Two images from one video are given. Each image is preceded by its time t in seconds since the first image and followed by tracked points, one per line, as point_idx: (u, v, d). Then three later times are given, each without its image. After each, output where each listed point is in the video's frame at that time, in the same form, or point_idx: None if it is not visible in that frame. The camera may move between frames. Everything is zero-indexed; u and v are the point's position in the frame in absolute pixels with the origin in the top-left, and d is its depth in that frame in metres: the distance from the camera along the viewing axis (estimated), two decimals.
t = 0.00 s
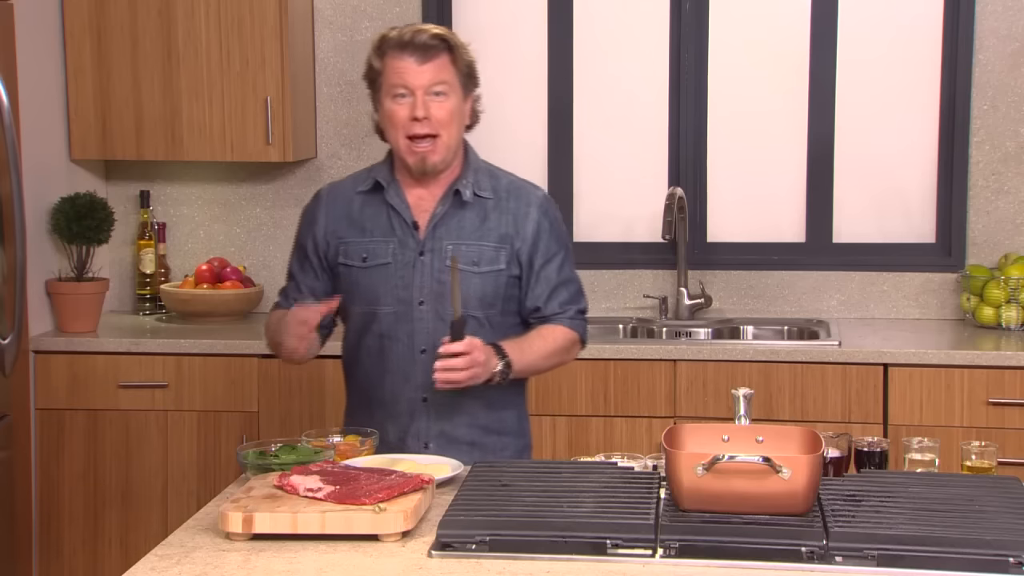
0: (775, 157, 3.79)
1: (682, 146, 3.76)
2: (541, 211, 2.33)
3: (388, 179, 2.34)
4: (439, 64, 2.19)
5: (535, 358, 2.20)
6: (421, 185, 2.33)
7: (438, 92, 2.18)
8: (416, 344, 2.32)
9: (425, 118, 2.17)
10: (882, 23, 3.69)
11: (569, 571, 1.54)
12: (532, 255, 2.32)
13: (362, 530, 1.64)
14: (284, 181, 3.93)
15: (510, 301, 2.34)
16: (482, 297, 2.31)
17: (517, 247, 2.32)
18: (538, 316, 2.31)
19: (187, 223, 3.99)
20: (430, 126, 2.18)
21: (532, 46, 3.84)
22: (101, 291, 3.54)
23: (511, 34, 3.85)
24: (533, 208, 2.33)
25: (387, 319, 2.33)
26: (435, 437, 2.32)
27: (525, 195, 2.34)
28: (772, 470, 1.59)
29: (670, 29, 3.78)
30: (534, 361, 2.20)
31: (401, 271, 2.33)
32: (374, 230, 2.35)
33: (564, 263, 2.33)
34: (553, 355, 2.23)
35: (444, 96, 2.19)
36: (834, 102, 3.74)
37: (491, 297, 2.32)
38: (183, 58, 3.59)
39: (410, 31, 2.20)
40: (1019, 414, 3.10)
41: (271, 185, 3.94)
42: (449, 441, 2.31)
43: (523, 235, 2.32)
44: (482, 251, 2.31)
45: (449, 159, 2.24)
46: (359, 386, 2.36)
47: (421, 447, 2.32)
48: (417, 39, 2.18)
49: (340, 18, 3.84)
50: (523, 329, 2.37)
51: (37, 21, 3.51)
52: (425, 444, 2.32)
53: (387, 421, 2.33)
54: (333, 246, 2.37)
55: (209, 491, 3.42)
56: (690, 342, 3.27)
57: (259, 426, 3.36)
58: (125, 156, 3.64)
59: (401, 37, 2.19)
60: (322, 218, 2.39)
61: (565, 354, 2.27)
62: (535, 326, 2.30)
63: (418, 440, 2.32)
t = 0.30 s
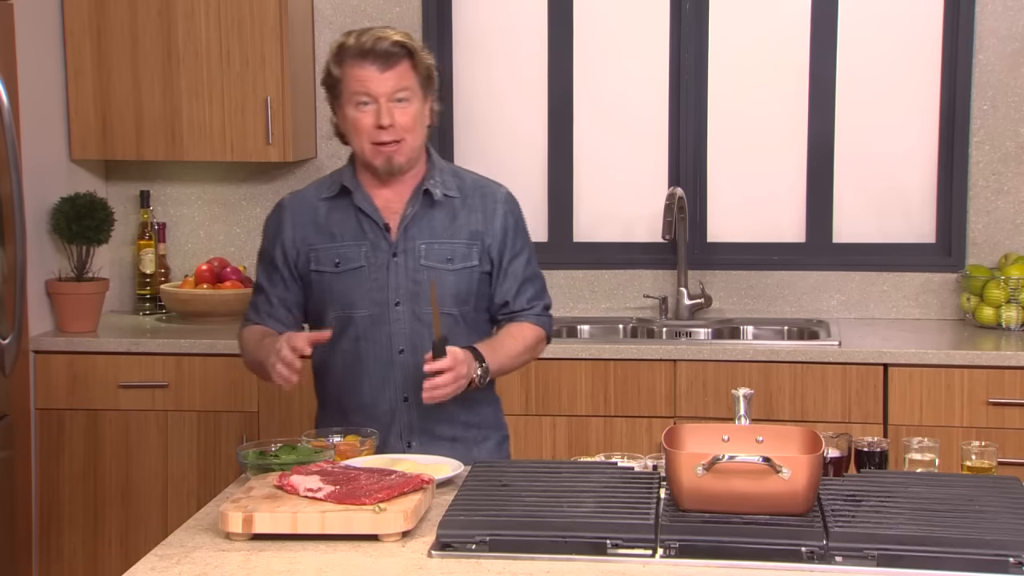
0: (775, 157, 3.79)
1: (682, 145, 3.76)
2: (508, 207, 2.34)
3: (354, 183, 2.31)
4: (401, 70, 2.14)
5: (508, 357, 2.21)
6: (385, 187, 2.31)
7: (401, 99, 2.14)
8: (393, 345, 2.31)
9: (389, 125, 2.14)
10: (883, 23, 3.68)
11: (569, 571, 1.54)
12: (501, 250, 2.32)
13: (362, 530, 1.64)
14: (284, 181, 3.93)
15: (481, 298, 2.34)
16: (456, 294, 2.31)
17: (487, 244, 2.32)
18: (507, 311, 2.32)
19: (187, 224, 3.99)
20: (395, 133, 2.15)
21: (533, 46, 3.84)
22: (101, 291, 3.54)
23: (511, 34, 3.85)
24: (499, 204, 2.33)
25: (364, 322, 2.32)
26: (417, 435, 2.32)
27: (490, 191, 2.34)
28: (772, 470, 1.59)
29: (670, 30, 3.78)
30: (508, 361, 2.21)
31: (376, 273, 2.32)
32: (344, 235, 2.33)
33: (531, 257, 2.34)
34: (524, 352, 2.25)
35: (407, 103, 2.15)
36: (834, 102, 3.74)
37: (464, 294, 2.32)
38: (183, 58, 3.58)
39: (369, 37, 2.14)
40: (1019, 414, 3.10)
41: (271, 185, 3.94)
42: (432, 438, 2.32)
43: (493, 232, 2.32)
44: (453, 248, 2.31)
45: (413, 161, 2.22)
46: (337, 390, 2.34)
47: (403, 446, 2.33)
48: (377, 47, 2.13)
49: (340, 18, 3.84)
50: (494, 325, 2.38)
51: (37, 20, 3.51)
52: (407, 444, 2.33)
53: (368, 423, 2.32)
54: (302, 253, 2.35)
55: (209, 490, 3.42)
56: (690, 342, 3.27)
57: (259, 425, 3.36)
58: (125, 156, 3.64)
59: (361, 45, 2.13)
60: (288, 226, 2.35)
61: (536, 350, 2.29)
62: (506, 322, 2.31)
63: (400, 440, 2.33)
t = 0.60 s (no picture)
0: (775, 157, 3.79)
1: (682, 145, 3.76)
2: (495, 201, 2.34)
3: (337, 186, 2.31)
4: (369, 108, 2.08)
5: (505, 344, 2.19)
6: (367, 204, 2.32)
7: (371, 135, 2.10)
8: (384, 343, 2.31)
9: (361, 163, 2.12)
10: (883, 22, 3.68)
11: (569, 571, 1.54)
12: (490, 244, 2.32)
13: (362, 530, 1.64)
14: (284, 181, 3.93)
15: (472, 292, 2.34)
16: (445, 289, 2.31)
17: (475, 238, 2.32)
18: (500, 304, 2.31)
19: (187, 224, 3.99)
20: (367, 167, 2.13)
21: (533, 46, 3.84)
22: (101, 291, 3.54)
23: (511, 34, 3.85)
24: (486, 198, 2.33)
25: (353, 321, 2.31)
26: (410, 433, 2.33)
27: (476, 186, 2.34)
28: (772, 470, 1.59)
29: (670, 30, 3.78)
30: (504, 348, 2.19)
31: (363, 271, 2.31)
32: (331, 235, 2.33)
33: (521, 249, 2.34)
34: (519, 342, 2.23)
35: (378, 136, 2.11)
36: (834, 102, 3.74)
37: (453, 290, 2.32)
38: (183, 58, 3.58)
39: (336, 75, 2.07)
40: (1019, 414, 3.10)
41: (271, 185, 3.94)
42: (425, 436, 2.32)
43: (480, 226, 2.32)
44: (441, 243, 2.32)
45: (390, 180, 2.21)
46: (329, 390, 2.35)
47: (397, 445, 2.33)
48: (343, 86, 2.07)
49: (340, 18, 3.84)
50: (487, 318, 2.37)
51: (37, 19, 3.51)
52: (401, 442, 2.34)
53: (361, 422, 2.33)
54: (291, 255, 2.36)
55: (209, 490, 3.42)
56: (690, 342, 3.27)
57: (259, 425, 3.36)
58: (125, 156, 3.64)
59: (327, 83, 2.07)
60: (277, 230, 2.37)
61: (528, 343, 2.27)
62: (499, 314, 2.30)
63: (394, 438, 2.33)
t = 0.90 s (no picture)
0: (775, 157, 3.79)
1: (682, 145, 3.77)
2: (491, 205, 2.33)
3: (334, 188, 2.32)
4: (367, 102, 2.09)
5: (495, 356, 2.20)
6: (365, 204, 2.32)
7: (369, 131, 2.11)
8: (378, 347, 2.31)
9: (358, 162, 2.12)
10: (882, 22, 3.68)
11: (569, 571, 1.54)
12: (485, 248, 2.32)
13: (362, 530, 1.64)
14: (284, 181, 3.93)
15: (467, 296, 2.35)
16: (439, 294, 2.32)
17: (470, 242, 2.32)
18: (495, 308, 2.32)
19: (187, 223, 3.99)
20: (365, 165, 2.13)
21: (533, 46, 3.85)
22: (101, 291, 3.54)
23: (511, 34, 3.85)
24: (482, 202, 2.33)
25: (347, 324, 2.32)
26: (403, 436, 2.32)
27: (473, 189, 2.33)
28: (772, 470, 1.59)
29: (670, 29, 3.78)
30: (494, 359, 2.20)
31: (358, 275, 2.32)
32: (327, 237, 2.33)
33: (516, 253, 2.33)
34: (511, 348, 2.24)
35: (376, 133, 2.12)
36: (833, 101, 3.74)
37: (448, 293, 2.32)
38: (183, 58, 3.58)
39: (334, 71, 2.09)
40: (1019, 414, 3.10)
41: (271, 185, 3.94)
42: (419, 439, 2.32)
43: (475, 230, 2.32)
44: (436, 247, 2.31)
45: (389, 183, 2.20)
46: (323, 391, 2.35)
47: (389, 449, 2.33)
48: (341, 81, 2.08)
49: (340, 19, 3.84)
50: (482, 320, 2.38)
51: (37, 19, 3.51)
52: (393, 446, 2.33)
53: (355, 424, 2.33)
54: (288, 256, 2.37)
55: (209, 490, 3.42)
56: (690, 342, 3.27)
57: (259, 425, 3.36)
58: (125, 155, 3.64)
59: (325, 79, 2.09)
60: (276, 230, 2.38)
61: (524, 347, 2.29)
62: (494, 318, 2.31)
63: (387, 441, 2.32)
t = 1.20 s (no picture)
0: (775, 157, 3.79)
1: (682, 145, 3.77)
2: (492, 205, 2.33)
3: (336, 188, 2.32)
4: (374, 84, 2.16)
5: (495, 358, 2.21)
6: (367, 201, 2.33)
7: (377, 112, 2.16)
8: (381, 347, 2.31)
9: (367, 141, 2.15)
10: (882, 22, 3.68)
11: (569, 571, 1.54)
12: (486, 248, 2.32)
13: (362, 530, 1.64)
14: (284, 180, 3.93)
15: (468, 296, 2.35)
16: (441, 294, 2.32)
17: (471, 242, 2.32)
18: (495, 308, 2.32)
19: (187, 223, 3.99)
20: (374, 147, 2.16)
21: (533, 46, 3.84)
22: (101, 291, 3.55)
23: (511, 34, 3.85)
24: (482, 202, 2.33)
25: (349, 324, 2.32)
26: (404, 436, 2.32)
27: (473, 190, 2.34)
28: (772, 470, 1.59)
29: (670, 29, 3.78)
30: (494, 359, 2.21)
31: (360, 275, 2.32)
32: (329, 238, 2.33)
33: (516, 254, 2.34)
34: (510, 349, 2.25)
35: (384, 115, 2.17)
36: (833, 102, 3.74)
37: (449, 294, 2.32)
38: (183, 58, 3.58)
39: (341, 54, 2.15)
40: (1019, 414, 3.10)
41: (271, 185, 3.94)
42: (419, 439, 2.32)
43: (477, 230, 2.32)
44: (438, 248, 2.31)
45: (395, 173, 2.23)
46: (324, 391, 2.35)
47: (391, 449, 2.33)
48: (349, 63, 2.15)
49: (340, 19, 3.84)
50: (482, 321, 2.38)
51: (36, 18, 3.50)
52: (395, 446, 2.33)
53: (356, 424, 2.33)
54: (289, 257, 2.37)
55: (209, 490, 3.42)
56: (690, 342, 3.27)
57: (259, 425, 3.36)
58: (125, 156, 3.64)
59: (333, 62, 2.15)
60: (276, 231, 2.37)
61: (524, 346, 2.29)
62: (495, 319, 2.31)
63: (389, 442, 2.33)
